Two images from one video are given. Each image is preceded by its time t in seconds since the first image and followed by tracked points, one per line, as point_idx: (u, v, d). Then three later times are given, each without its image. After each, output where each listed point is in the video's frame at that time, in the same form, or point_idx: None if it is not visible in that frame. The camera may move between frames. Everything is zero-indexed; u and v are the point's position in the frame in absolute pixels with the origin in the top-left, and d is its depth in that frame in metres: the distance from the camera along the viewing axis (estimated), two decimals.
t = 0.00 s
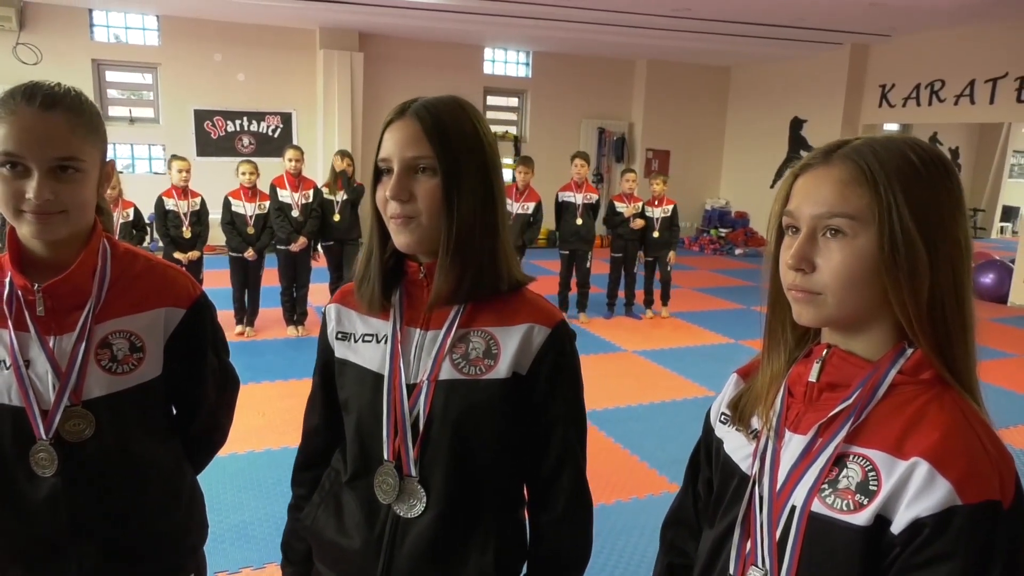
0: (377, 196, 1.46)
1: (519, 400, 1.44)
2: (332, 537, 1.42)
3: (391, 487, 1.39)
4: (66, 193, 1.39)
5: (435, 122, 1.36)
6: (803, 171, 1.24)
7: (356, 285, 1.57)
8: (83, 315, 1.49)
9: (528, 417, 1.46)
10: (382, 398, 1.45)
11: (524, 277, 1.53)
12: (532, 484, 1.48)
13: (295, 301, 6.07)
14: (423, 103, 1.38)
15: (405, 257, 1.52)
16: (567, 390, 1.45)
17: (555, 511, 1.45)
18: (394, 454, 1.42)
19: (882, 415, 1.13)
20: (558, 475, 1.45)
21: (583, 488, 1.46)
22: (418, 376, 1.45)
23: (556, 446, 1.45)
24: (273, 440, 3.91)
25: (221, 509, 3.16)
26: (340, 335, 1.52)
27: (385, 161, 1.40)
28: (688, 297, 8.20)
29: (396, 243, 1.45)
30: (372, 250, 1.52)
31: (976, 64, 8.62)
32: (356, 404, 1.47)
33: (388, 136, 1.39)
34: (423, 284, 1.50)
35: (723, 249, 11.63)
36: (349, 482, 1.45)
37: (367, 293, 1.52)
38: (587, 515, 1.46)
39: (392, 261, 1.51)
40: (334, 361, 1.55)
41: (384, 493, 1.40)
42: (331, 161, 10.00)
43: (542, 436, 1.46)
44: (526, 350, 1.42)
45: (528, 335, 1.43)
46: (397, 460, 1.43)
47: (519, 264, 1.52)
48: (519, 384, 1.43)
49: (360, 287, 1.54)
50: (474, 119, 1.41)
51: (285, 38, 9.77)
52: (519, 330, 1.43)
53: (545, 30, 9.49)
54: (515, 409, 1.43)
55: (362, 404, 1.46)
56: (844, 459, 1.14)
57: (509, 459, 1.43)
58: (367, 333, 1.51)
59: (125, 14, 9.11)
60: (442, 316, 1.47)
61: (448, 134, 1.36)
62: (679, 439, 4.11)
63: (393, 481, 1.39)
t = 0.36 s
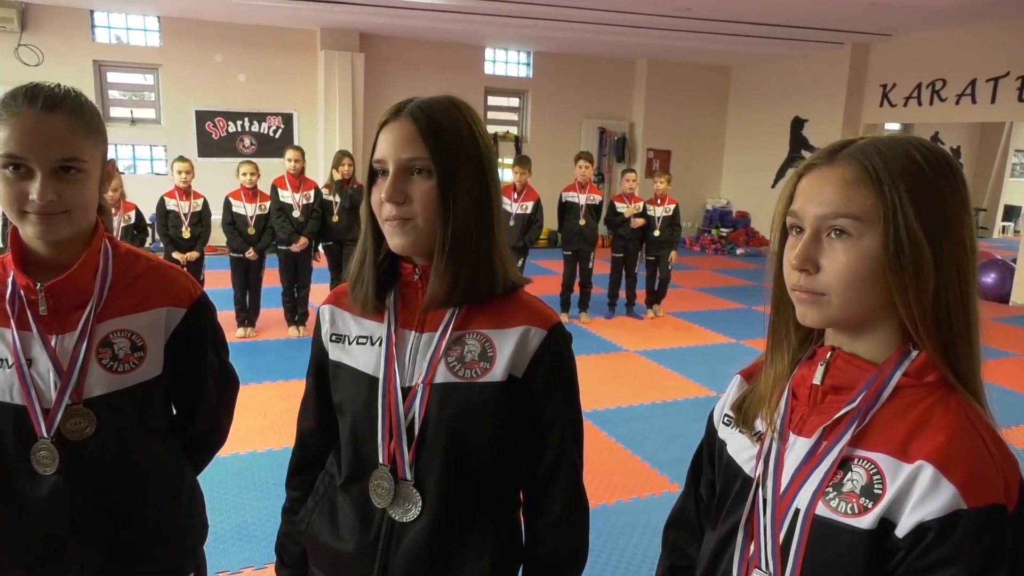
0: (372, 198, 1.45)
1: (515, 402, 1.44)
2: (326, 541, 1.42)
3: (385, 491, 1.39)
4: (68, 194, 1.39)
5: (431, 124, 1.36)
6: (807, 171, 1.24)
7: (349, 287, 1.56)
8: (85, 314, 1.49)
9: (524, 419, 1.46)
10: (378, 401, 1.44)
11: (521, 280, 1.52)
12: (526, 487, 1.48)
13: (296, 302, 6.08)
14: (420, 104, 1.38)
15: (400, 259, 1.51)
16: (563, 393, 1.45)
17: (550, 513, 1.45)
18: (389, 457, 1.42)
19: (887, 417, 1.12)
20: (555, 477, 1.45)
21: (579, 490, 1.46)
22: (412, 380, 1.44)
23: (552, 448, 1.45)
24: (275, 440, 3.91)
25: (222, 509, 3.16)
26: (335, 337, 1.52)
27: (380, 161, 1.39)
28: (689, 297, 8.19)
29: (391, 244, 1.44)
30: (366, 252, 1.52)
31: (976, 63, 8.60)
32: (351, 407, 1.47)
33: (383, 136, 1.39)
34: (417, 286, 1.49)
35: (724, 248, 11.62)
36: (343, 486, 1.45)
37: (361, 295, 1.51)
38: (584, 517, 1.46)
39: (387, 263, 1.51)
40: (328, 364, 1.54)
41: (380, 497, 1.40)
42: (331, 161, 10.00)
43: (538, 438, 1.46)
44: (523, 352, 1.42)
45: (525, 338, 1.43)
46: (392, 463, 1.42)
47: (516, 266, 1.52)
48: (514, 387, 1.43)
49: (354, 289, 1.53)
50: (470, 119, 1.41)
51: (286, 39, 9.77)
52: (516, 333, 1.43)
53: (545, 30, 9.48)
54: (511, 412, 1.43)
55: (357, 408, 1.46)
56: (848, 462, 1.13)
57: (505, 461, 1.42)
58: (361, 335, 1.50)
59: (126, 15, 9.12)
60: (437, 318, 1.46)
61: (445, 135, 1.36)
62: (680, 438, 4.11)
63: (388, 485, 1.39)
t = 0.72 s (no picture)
0: (383, 196, 1.45)
1: (525, 400, 1.44)
2: (337, 539, 1.41)
3: (397, 489, 1.38)
4: (67, 192, 1.39)
5: (443, 123, 1.35)
6: (807, 173, 1.23)
7: (359, 285, 1.56)
8: (83, 311, 1.48)
9: (536, 417, 1.45)
10: (388, 398, 1.44)
11: (530, 279, 1.52)
12: (536, 486, 1.47)
13: (296, 301, 6.08)
14: (432, 101, 1.37)
15: (410, 257, 1.51)
16: (575, 391, 1.44)
17: (560, 512, 1.44)
18: (400, 455, 1.41)
19: (887, 420, 1.12)
20: (564, 476, 1.44)
21: (590, 489, 1.46)
22: (423, 377, 1.43)
23: (563, 447, 1.44)
24: (274, 440, 3.91)
25: (222, 509, 3.15)
26: (345, 334, 1.52)
27: (393, 161, 1.39)
28: (690, 298, 8.18)
29: (404, 245, 1.44)
30: (377, 249, 1.51)
31: (977, 65, 8.60)
32: (361, 404, 1.47)
33: (396, 134, 1.38)
34: (429, 284, 1.49)
35: (724, 249, 11.62)
36: (353, 483, 1.44)
37: (372, 294, 1.51)
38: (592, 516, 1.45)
39: (397, 261, 1.51)
40: (337, 360, 1.54)
41: (390, 494, 1.39)
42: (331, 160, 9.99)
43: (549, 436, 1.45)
44: (534, 351, 1.42)
45: (536, 337, 1.42)
46: (403, 461, 1.41)
47: (525, 263, 1.52)
48: (526, 384, 1.43)
49: (364, 287, 1.53)
50: (482, 117, 1.40)
51: (286, 38, 9.76)
52: (527, 332, 1.42)
53: (546, 30, 9.48)
54: (521, 410, 1.43)
55: (367, 405, 1.46)
56: (849, 464, 1.13)
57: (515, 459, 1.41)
58: (371, 333, 1.50)
59: (126, 14, 9.11)
60: (447, 318, 1.45)
61: (458, 134, 1.35)
62: (680, 438, 4.11)
63: (399, 483, 1.38)
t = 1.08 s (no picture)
0: (416, 183, 1.44)
1: (556, 386, 1.44)
2: (374, 529, 1.40)
3: (432, 477, 1.37)
4: (63, 188, 1.38)
5: (475, 109, 1.35)
6: (801, 173, 1.23)
7: (387, 273, 1.54)
8: (80, 307, 1.48)
9: (566, 405, 1.46)
10: (422, 385, 1.43)
11: (559, 269, 1.52)
12: (567, 473, 1.47)
13: (293, 300, 6.08)
14: (463, 88, 1.37)
15: (442, 245, 1.50)
16: (605, 379, 1.45)
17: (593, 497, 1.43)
18: (435, 442, 1.40)
19: (884, 421, 1.12)
20: (595, 461, 1.43)
21: (621, 477, 1.46)
22: (457, 365, 1.43)
23: (593, 434, 1.44)
24: (272, 438, 3.90)
25: (220, 507, 3.15)
26: (373, 323, 1.51)
27: (425, 146, 1.39)
28: (689, 298, 8.19)
29: (434, 230, 1.44)
30: (408, 235, 1.50)
31: (975, 67, 8.62)
32: (393, 392, 1.46)
33: (427, 121, 1.38)
34: (459, 273, 1.47)
35: (722, 249, 11.62)
36: (385, 473, 1.43)
37: (402, 280, 1.49)
38: (622, 503, 1.45)
39: (426, 249, 1.50)
40: (366, 348, 1.53)
41: (426, 482, 1.37)
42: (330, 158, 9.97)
43: (579, 423, 1.45)
44: (565, 338, 1.42)
45: (567, 325, 1.42)
46: (438, 448, 1.40)
47: (553, 254, 1.51)
48: (557, 372, 1.43)
49: (394, 275, 1.51)
50: (512, 104, 1.40)
51: (285, 36, 9.75)
52: (558, 320, 1.42)
53: (545, 29, 9.48)
54: (552, 398, 1.43)
55: (399, 393, 1.45)
56: (845, 465, 1.13)
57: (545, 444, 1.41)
58: (401, 321, 1.49)
59: (125, 10, 9.09)
60: (479, 304, 1.45)
61: (489, 120, 1.35)
62: (678, 438, 4.11)
63: (435, 470, 1.36)
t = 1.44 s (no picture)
0: (449, 185, 1.43)
1: (588, 386, 1.44)
2: (408, 525, 1.39)
3: (465, 474, 1.36)
4: (61, 187, 1.38)
5: (511, 111, 1.34)
6: (801, 177, 1.23)
7: (420, 274, 1.52)
8: (79, 307, 1.48)
9: (598, 404, 1.46)
10: (456, 384, 1.42)
11: (590, 272, 1.51)
12: (596, 470, 1.47)
13: (293, 299, 6.07)
14: (497, 91, 1.36)
15: (475, 246, 1.49)
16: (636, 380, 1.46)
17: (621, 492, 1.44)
18: (468, 442, 1.39)
19: (884, 425, 1.12)
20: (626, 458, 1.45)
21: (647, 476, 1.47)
22: (490, 366, 1.42)
23: (625, 433, 1.45)
24: (271, 437, 3.90)
25: (219, 506, 3.14)
26: (406, 323, 1.48)
27: (460, 148, 1.38)
28: (688, 299, 8.19)
29: (467, 229, 1.42)
30: (444, 234, 1.48)
31: (976, 68, 8.61)
32: (427, 391, 1.44)
33: (463, 123, 1.37)
34: (494, 276, 1.46)
35: (721, 250, 11.63)
36: (416, 469, 1.42)
37: (439, 281, 1.47)
38: (648, 499, 1.46)
39: (461, 249, 1.48)
40: (398, 347, 1.50)
41: (459, 480, 1.37)
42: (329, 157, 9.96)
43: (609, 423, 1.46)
44: (597, 340, 1.43)
45: (599, 328, 1.43)
46: (471, 447, 1.39)
47: (586, 257, 1.51)
48: (588, 373, 1.44)
49: (430, 277, 1.49)
50: (546, 106, 1.39)
51: (285, 34, 9.74)
52: (589, 324, 1.43)
53: (545, 29, 9.47)
54: (582, 398, 1.43)
55: (433, 393, 1.43)
56: (846, 468, 1.13)
57: (574, 441, 1.42)
58: (434, 322, 1.47)
59: (124, 8, 9.08)
60: (513, 304, 1.44)
61: (525, 122, 1.35)
62: (677, 439, 4.12)
63: (468, 468, 1.36)
